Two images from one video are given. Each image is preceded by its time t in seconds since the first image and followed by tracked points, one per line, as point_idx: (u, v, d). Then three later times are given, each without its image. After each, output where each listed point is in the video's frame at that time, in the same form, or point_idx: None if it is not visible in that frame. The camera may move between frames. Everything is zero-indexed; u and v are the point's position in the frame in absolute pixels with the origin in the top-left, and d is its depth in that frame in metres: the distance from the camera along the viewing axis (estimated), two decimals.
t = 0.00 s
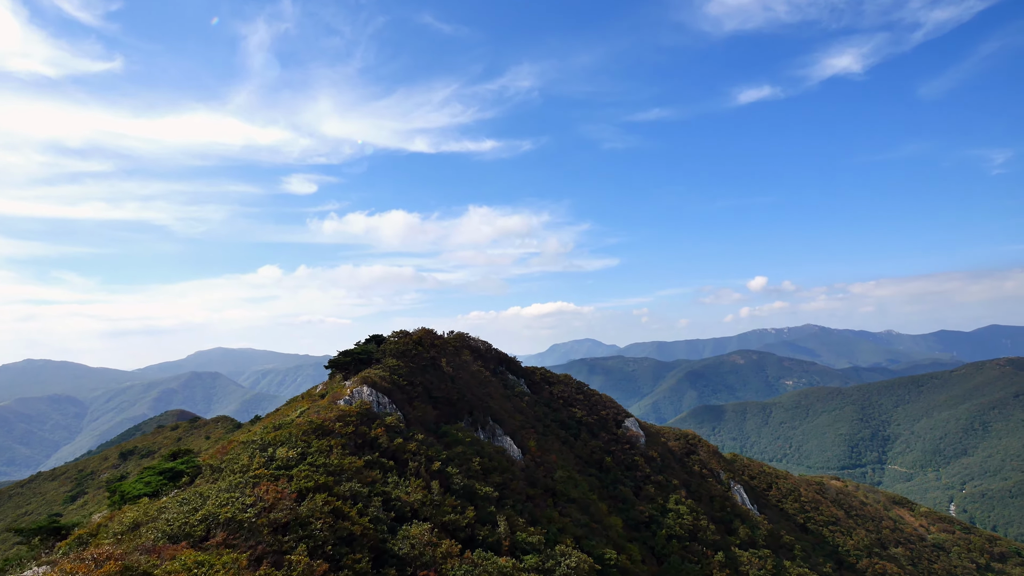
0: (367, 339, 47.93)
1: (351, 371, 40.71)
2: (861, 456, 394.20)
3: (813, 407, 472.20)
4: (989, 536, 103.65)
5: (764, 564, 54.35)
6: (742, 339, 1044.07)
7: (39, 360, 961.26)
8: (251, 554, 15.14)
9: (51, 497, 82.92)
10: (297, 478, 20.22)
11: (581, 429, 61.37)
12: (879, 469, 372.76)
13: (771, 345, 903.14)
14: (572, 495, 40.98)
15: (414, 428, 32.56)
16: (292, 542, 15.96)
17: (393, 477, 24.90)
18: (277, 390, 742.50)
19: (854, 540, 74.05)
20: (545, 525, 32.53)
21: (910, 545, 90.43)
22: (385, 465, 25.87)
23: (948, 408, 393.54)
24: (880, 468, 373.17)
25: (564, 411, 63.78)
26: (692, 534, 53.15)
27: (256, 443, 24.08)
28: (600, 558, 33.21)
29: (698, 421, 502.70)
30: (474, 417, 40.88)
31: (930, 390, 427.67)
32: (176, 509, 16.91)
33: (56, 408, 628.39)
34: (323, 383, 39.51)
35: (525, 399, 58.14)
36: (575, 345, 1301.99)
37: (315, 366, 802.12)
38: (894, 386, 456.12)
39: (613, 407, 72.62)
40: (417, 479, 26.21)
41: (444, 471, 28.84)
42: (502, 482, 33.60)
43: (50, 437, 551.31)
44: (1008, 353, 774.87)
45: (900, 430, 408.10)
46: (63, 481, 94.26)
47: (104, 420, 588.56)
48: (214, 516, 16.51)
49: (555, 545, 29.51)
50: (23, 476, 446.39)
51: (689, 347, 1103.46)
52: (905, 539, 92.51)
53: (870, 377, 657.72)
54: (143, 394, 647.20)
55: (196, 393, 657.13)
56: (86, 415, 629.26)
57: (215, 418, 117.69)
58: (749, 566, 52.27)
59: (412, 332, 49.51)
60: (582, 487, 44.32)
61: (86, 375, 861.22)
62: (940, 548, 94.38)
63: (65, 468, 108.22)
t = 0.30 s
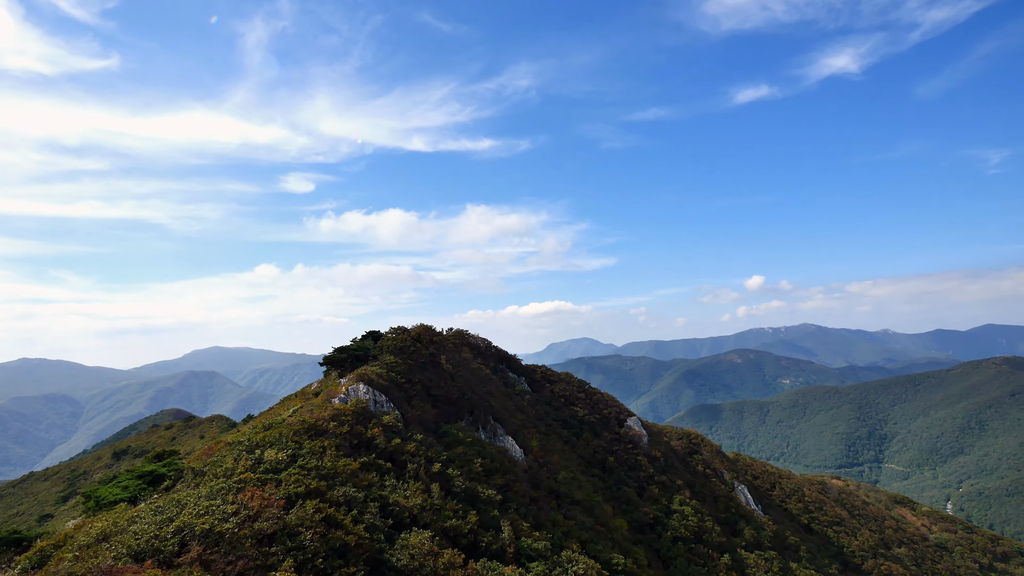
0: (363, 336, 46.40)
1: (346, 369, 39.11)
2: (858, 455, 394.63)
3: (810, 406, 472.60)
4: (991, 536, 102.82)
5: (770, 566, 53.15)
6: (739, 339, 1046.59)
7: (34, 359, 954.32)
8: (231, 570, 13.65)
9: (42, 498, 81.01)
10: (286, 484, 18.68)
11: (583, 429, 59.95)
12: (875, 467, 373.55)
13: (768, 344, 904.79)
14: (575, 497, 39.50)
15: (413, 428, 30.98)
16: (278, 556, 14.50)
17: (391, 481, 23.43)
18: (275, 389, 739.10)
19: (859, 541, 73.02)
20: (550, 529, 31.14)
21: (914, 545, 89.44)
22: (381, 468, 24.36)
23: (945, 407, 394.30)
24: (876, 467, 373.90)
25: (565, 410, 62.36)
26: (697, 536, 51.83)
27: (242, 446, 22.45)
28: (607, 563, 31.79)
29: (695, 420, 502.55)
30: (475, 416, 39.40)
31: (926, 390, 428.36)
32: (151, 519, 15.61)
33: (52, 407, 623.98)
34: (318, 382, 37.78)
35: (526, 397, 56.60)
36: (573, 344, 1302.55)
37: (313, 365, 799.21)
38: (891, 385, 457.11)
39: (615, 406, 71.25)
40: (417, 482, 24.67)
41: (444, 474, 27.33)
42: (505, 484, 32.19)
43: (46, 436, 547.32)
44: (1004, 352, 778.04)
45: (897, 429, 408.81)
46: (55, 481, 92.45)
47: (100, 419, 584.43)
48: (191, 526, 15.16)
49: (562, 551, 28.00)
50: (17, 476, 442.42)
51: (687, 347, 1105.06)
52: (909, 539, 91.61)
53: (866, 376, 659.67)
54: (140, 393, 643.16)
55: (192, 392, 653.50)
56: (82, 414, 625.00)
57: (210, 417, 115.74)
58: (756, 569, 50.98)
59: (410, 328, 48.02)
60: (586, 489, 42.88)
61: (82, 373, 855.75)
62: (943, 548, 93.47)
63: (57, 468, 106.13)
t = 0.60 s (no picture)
0: (358, 332, 44.67)
1: (340, 365, 37.50)
2: (852, 453, 396.39)
3: (804, 404, 474.40)
4: (990, 535, 102.41)
5: (774, 568, 52.05)
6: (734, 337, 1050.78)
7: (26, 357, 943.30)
8: None
9: (29, 499, 78.89)
10: (270, 490, 17.16)
11: (583, 428, 58.66)
12: (869, 466, 375.51)
13: (763, 343, 908.29)
14: (578, 499, 38.07)
15: (410, 428, 29.45)
16: None
17: (387, 485, 21.90)
18: (270, 387, 734.08)
19: (861, 541, 72.08)
20: (554, 534, 29.71)
21: (913, 545, 88.72)
22: (377, 471, 22.87)
23: (938, 406, 396.67)
24: (870, 465, 375.91)
25: (565, 409, 61.05)
26: (701, 538, 50.56)
27: (226, 447, 20.85)
28: (612, 568, 30.46)
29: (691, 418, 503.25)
30: (474, 415, 37.97)
31: (919, 388, 430.93)
32: (116, 534, 14.01)
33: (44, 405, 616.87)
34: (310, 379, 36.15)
35: (525, 396, 55.05)
36: (569, 343, 1303.19)
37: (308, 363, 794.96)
38: (884, 383, 459.54)
39: (615, 405, 70.00)
40: (414, 486, 23.17)
41: (442, 477, 25.79)
42: (506, 487, 30.78)
43: (38, 435, 540.78)
44: (996, 351, 784.48)
45: (891, 427, 410.99)
46: (43, 481, 90.04)
47: (93, 417, 578.07)
48: (160, 540, 13.65)
49: (567, 557, 26.59)
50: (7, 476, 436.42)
51: (682, 346, 1108.55)
52: (908, 539, 90.94)
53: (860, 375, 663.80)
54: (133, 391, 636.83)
55: (186, 391, 647.86)
56: (75, 413, 618.34)
57: (203, 417, 113.35)
58: (760, 571, 49.80)
59: (407, 324, 46.39)
60: (589, 490, 41.46)
61: (74, 372, 846.84)
62: (942, 548, 92.83)
63: (45, 468, 103.60)
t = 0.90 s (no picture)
0: (352, 327, 42.98)
1: (333, 362, 35.73)
2: (847, 450, 398.34)
3: (800, 402, 476.06)
4: (989, 534, 101.99)
5: (780, 570, 50.94)
6: (730, 335, 1053.55)
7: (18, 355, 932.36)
8: None
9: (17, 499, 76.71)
10: (251, 501, 15.54)
11: (585, 427, 57.24)
12: (864, 463, 377.68)
13: (758, 340, 911.85)
14: (582, 502, 36.49)
15: (407, 428, 27.74)
16: None
17: (381, 491, 20.31)
18: (266, 385, 728.58)
19: (864, 541, 71.09)
20: (559, 540, 28.19)
21: (915, 544, 88.02)
22: (370, 475, 21.25)
23: (932, 403, 398.98)
24: (865, 462, 378.07)
25: (566, 407, 59.69)
26: (705, 540, 49.24)
27: (204, 452, 19.11)
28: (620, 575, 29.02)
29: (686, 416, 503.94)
30: (474, 414, 36.45)
31: (914, 385, 433.15)
32: (69, 561, 12.31)
33: (37, 403, 610.71)
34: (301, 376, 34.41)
35: (525, 394, 53.46)
36: (565, 341, 1303.39)
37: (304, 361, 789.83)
38: (879, 381, 461.57)
39: (616, 403, 68.57)
40: (412, 492, 21.52)
41: (442, 481, 24.14)
42: (508, 489, 29.28)
43: (31, 433, 534.72)
44: (989, 349, 790.58)
45: (885, 425, 413.02)
46: (31, 481, 87.79)
47: (87, 415, 571.77)
48: (120, 566, 12.04)
49: (575, 567, 24.95)
50: None
51: (678, 344, 1110.97)
52: (909, 538, 90.31)
53: (855, 373, 667.06)
54: (127, 389, 630.24)
55: (181, 388, 642.17)
56: (68, 411, 611.93)
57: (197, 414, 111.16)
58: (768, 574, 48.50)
59: (403, 320, 44.86)
60: (592, 492, 39.99)
61: (68, 370, 838.79)
62: (943, 547, 92.30)
63: (34, 466, 101.21)
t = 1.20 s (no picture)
0: (346, 324, 41.32)
1: (326, 361, 33.92)
2: (842, 449, 399.74)
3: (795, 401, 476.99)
4: (991, 534, 101.20)
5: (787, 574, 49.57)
6: (726, 334, 1056.32)
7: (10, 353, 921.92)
8: None
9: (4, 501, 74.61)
10: (228, 520, 13.95)
11: (586, 427, 55.69)
12: (860, 462, 379.20)
13: (753, 339, 914.25)
14: (587, 507, 34.96)
15: (404, 431, 25.97)
16: None
17: (375, 502, 18.66)
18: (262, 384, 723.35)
19: (869, 543, 70.10)
20: (565, 548, 26.65)
21: (917, 545, 87.13)
22: (363, 484, 19.57)
23: (927, 402, 400.38)
24: (861, 461, 379.47)
25: (567, 407, 58.09)
26: (711, 544, 47.88)
27: (178, 462, 17.40)
28: None
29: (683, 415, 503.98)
30: (473, 415, 34.82)
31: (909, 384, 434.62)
32: None
33: (31, 402, 603.97)
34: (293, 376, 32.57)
35: (525, 394, 51.75)
36: (562, 340, 1302.65)
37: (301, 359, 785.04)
38: (875, 380, 462.91)
39: (617, 403, 67.06)
40: (410, 502, 19.84)
41: (442, 488, 22.51)
42: (512, 496, 27.69)
43: (24, 432, 528.66)
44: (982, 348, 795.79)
45: (880, 424, 414.31)
46: (20, 482, 85.58)
47: (80, 414, 565.50)
48: None
49: None
50: None
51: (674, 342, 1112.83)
52: (911, 539, 89.42)
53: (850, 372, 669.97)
54: (122, 387, 624.07)
55: (176, 387, 636.48)
56: (61, 410, 605.27)
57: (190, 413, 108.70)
58: None
59: (401, 317, 43.13)
60: (596, 496, 38.43)
61: (62, 369, 830.61)
62: (945, 547, 91.52)
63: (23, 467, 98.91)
